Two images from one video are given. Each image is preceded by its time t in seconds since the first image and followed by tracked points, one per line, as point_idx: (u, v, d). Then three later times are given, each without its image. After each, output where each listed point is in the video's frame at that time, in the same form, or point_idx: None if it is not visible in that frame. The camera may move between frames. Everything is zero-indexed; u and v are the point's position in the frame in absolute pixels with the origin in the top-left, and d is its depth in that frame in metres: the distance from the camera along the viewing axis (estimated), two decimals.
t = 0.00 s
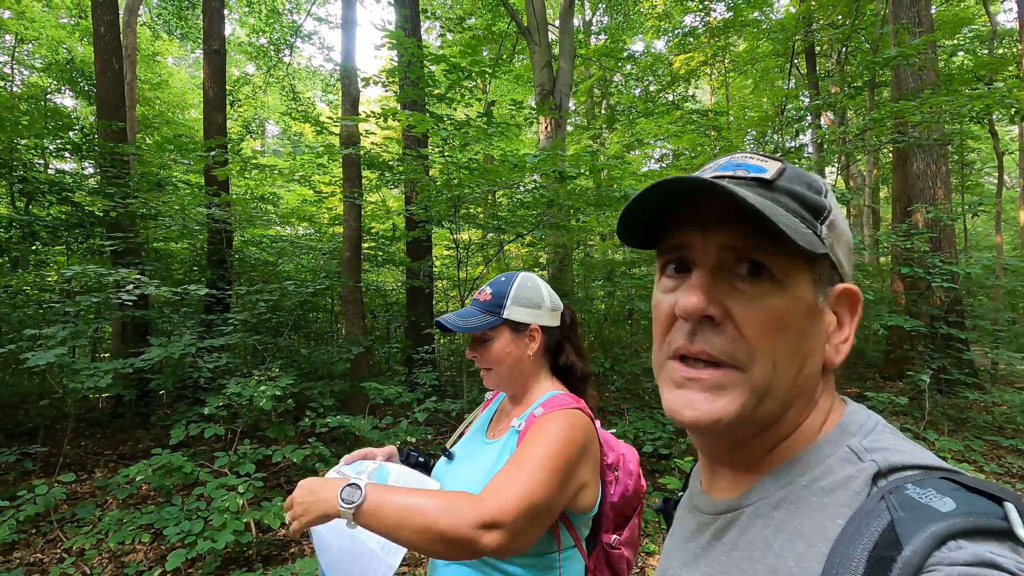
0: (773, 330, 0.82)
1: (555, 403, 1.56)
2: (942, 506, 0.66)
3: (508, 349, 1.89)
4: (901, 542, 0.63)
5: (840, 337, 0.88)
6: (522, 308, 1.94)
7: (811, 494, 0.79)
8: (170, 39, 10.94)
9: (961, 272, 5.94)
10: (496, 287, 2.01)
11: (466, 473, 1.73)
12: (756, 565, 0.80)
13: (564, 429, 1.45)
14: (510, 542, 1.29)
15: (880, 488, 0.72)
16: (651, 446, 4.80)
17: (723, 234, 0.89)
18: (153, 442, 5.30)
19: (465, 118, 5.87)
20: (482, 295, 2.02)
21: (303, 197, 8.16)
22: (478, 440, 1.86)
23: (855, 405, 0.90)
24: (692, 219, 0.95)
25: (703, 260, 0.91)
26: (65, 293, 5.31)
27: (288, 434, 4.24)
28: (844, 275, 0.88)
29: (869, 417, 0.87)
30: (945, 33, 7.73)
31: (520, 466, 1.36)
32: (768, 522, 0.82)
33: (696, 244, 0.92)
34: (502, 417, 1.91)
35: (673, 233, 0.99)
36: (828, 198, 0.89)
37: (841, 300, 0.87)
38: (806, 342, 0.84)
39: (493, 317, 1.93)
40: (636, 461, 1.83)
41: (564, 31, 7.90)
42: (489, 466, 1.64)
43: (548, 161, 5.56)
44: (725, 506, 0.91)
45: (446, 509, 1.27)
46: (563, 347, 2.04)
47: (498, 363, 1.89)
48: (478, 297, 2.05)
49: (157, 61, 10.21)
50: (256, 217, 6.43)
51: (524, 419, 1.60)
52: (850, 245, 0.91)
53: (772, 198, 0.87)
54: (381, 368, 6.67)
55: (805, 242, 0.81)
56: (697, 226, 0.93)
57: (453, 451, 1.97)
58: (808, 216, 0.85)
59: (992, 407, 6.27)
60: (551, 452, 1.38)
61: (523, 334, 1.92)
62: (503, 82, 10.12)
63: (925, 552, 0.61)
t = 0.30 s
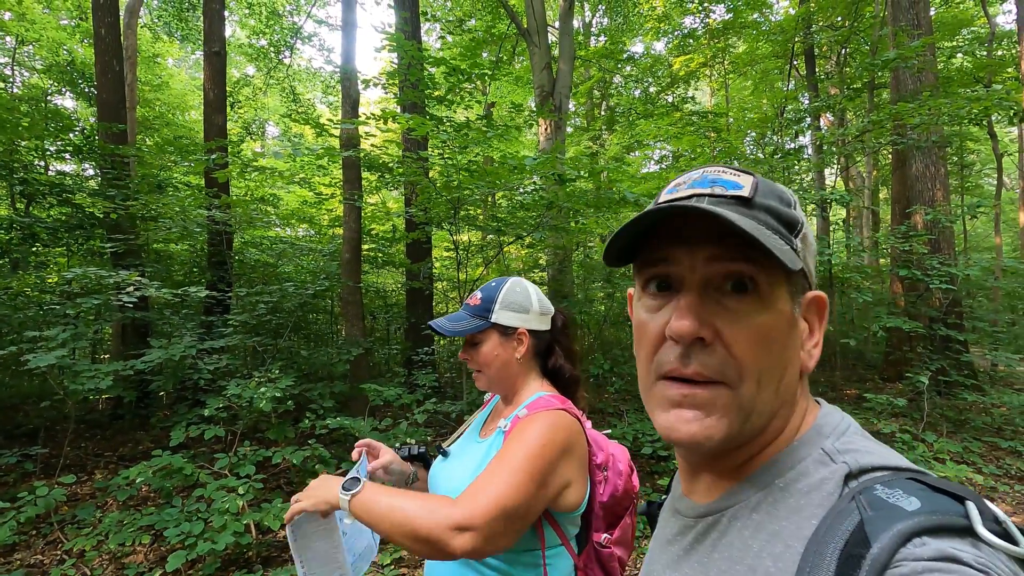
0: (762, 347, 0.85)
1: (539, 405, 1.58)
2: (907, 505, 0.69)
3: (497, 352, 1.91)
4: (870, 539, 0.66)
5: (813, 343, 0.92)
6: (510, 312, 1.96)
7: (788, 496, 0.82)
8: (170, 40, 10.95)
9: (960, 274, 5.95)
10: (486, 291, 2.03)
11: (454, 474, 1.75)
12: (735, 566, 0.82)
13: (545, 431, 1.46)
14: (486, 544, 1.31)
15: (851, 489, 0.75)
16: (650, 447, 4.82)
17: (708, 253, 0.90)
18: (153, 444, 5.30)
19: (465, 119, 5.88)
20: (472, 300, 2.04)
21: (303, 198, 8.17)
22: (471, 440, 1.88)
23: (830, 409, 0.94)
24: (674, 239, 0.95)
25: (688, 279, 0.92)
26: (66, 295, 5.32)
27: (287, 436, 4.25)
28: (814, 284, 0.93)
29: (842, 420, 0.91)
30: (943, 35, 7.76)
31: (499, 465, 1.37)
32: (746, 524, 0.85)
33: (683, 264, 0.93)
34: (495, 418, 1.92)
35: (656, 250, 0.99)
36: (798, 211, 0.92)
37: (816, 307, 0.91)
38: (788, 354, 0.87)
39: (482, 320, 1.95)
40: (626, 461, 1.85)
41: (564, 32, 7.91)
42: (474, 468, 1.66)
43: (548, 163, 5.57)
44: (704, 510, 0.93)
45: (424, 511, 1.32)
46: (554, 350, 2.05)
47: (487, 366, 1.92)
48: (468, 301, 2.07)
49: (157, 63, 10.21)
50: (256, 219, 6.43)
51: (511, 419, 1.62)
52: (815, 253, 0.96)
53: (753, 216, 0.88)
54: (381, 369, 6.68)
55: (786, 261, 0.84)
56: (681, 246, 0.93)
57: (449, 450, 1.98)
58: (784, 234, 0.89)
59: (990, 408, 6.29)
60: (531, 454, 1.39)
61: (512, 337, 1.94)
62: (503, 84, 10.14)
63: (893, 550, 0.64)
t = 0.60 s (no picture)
0: (755, 343, 0.84)
1: (532, 402, 1.59)
2: (895, 496, 0.69)
3: (493, 348, 1.92)
4: (857, 530, 0.66)
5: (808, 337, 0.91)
6: (506, 308, 1.96)
7: (777, 487, 0.82)
8: (179, 39, 11.01)
9: (971, 271, 5.88)
10: (484, 288, 2.03)
11: (449, 468, 1.76)
12: (727, 556, 0.82)
13: (538, 433, 1.48)
14: (507, 556, 1.40)
15: (841, 480, 0.75)
16: (656, 444, 4.81)
17: (702, 250, 0.89)
18: (162, 439, 5.37)
19: (471, 116, 5.87)
20: (470, 297, 2.05)
21: (310, 196, 8.21)
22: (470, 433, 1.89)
23: (824, 402, 0.93)
24: (669, 236, 0.95)
25: (682, 276, 0.92)
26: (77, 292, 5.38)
27: (295, 431, 4.28)
28: (808, 279, 0.92)
29: (834, 414, 0.90)
30: (956, 28, 7.64)
31: (499, 481, 1.43)
32: (738, 515, 0.85)
33: (678, 260, 0.92)
34: (493, 412, 1.93)
35: (651, 247, 0.98)
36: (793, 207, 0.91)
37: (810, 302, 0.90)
38: (783, 350, 0.87)
39: (479, 317, 1.96)
40: (620, 457, 1.83)
41: (571, 28, 7.87)
42: (470, 462, 1.67)
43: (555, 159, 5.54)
44: (697, 501, 0.93)
45: (440, 539, 1.44)
46: (552, 346, 2.04)
47: (485, 361, 1.93)
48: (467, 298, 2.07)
49: (166, 61, 10.28)
50: (264, 217, 6.45)
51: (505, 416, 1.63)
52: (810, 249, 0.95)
53: (746, 212, 0.87)
54: (387, 366, 6.70)
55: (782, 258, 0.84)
56: (675, 243, 0.93)
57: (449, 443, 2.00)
58: (778, 230, 0.88)
59: (1001, 407, 6.22)
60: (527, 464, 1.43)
61: (508, 333, 1.94)
62: (509, 80, 10.14)
63: (879, 540, 0.64)
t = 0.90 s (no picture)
0: (745, 339, 0.85)
1: (532, 400, 1.59)
2: (881, 486, 0.70)
3: (491, 346, 1.92)
4: (845, 518, 0.67)
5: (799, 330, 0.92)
6: (503, 306, 1.96)
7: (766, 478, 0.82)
8: (184, 38, 11.05)
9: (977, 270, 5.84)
10: (481, 286, 2.04)
11: (447, 465, 1.77)
12: (718, 546, 0.83)
13: (538, 431, 1.49)
14: (518, 555, 1.43)
15: (829, 471, 0.76)
16: (659, 442, 4.82)
17: (691, 247, 0.90)
18: (168, 435, 5.41)
19: (474, 115, 5.88)
20: (467, 295, 2.05)
21: (314, 194, 8.23)
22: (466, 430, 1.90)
23: (812, 396, 0.93)
24: (658, 234, 0.95)
25: (673, 273, 0.92)
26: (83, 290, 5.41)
27: (298, 428, 4.30)
28: (798, 274, 0.92)
29: (823, 408, 0.90)
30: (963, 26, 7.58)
31: (503, 481, 1.45)
32: (728, 507, 0.85)
33: (669, 257, 0.92)
34: (490, 409, 1.94)
35: (643, 244, 0.98)
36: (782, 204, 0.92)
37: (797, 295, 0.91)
38: (772, 345, 0.87)
39: (476, 315, 1.97)
40: (614, 452, 1.84)
41: (575, 26, 7.86)
42: (467, 458, 1.67)
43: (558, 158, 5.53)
44: (688, 493, 0.94)
45: (451, 542, 1.46)
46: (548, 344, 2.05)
47: (482, 359, 1.93)
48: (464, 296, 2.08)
49: (171, 60, 10.33)
50: (268, 215, 6.47)
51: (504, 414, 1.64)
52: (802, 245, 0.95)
53: (735, 210, 0.88)
54: (390, 363, 6.72)
55: (771, 255, 0.84)
56: (663, 241, 0.93)
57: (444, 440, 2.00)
58: (767, 227, 0.88)
59: (1006, 406, 6.20)
60: (531, 463, 1.45)
61: (506, 330, 1.94)
62: (514, 78, 10.13)
63: (865, 528, 0.64)
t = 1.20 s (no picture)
0: (628, 325, 0.95)
1: (543, 398, 1.59)
2: (905, 497, 0.69)
3: (502, 344, 1.92)
4: (870, 531, 0.66)
5: (737, 319, 0.83)
6: (515, 305, 1.98)
7: (781, 485, 0.80)
8: (189, 42, 11.11)
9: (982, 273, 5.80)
10: (492, 285, 2.05)
11: (454, 465, 1.74)
12: (729, 556, 0.81)
13: (550, 428, 1.48)
14: (519, 550, 1.40)
15: (847, 480, 0.75)
16: (661, 446, 4.79)
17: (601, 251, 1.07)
18: (170, 437, 5.42)
19: (477, 118, 5.89)
20: (478, 292, 2.05)
21: (318, 197, 8.26)
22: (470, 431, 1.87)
23: (824, 402, 0.92)
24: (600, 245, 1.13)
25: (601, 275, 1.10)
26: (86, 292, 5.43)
27: (300, 430, 4.30)
28: (729, 258, 0.84)
29: (836, 414, 0.89)
30: (966, 28, 7.56)
31: (512, 475, 1.43)
32: (740, 515, 0.84)
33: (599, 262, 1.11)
34: (493, 409, 1.92)
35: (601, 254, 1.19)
36: (694, 190, 0.88)
37: (724, 281, 0.84)
38: (670, 332, 0.89)
39: (489, 313, 1.97)
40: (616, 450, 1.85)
41: (578, 30, 7.88)
42: (477, 457, 1.66)
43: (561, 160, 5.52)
44: (696, 499, 0.92)
45: (458, 535, 1.40)
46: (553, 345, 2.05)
47: (491, 356, 1.92)
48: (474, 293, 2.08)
49: (176, 64, 10.39)
50: (271, 218, 6.49)
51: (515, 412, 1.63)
52: (745, 223, 0.84)
53: (624, 213, 1.00)
54: (392, 366, 6.72)
55: (620, 250, 0.94)
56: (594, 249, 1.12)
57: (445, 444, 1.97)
58: (652, 220, 0.93)
59: (1012, 410, 6.15)
60: (540, 457, 1.44)
61: (517, 329, 1.96)
62: (516, 82, 10.16)
63: (892, 543, 0.63)
